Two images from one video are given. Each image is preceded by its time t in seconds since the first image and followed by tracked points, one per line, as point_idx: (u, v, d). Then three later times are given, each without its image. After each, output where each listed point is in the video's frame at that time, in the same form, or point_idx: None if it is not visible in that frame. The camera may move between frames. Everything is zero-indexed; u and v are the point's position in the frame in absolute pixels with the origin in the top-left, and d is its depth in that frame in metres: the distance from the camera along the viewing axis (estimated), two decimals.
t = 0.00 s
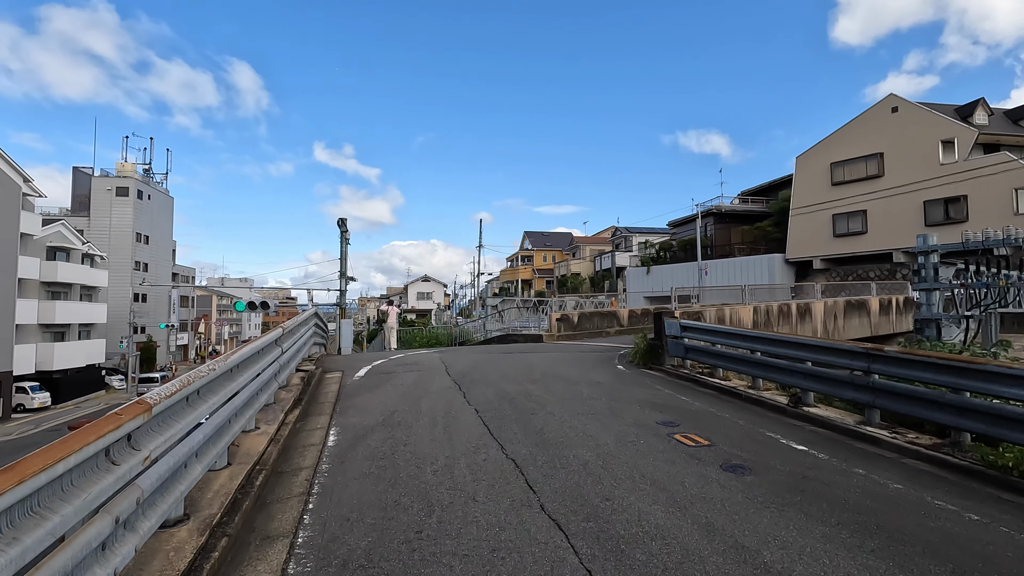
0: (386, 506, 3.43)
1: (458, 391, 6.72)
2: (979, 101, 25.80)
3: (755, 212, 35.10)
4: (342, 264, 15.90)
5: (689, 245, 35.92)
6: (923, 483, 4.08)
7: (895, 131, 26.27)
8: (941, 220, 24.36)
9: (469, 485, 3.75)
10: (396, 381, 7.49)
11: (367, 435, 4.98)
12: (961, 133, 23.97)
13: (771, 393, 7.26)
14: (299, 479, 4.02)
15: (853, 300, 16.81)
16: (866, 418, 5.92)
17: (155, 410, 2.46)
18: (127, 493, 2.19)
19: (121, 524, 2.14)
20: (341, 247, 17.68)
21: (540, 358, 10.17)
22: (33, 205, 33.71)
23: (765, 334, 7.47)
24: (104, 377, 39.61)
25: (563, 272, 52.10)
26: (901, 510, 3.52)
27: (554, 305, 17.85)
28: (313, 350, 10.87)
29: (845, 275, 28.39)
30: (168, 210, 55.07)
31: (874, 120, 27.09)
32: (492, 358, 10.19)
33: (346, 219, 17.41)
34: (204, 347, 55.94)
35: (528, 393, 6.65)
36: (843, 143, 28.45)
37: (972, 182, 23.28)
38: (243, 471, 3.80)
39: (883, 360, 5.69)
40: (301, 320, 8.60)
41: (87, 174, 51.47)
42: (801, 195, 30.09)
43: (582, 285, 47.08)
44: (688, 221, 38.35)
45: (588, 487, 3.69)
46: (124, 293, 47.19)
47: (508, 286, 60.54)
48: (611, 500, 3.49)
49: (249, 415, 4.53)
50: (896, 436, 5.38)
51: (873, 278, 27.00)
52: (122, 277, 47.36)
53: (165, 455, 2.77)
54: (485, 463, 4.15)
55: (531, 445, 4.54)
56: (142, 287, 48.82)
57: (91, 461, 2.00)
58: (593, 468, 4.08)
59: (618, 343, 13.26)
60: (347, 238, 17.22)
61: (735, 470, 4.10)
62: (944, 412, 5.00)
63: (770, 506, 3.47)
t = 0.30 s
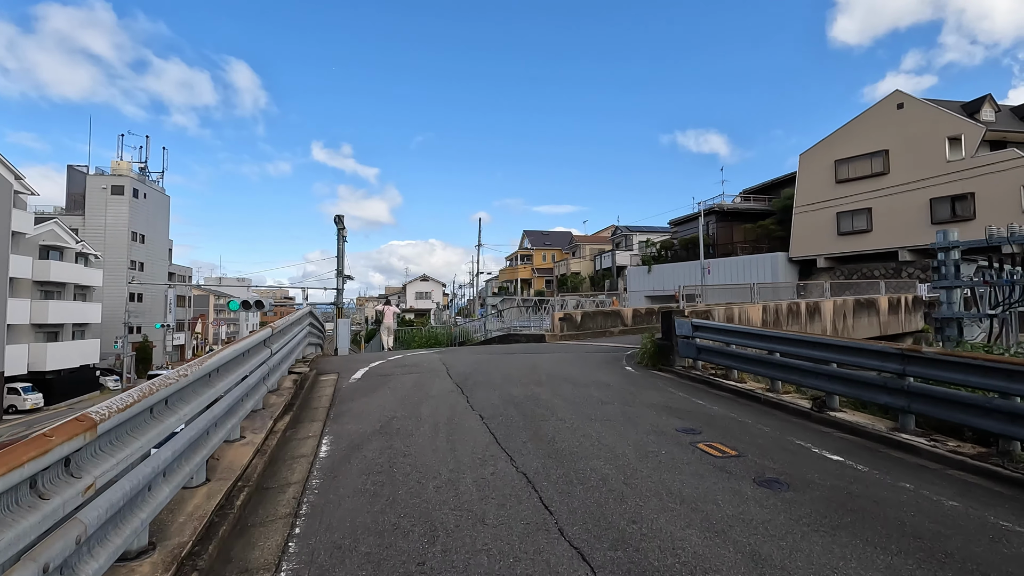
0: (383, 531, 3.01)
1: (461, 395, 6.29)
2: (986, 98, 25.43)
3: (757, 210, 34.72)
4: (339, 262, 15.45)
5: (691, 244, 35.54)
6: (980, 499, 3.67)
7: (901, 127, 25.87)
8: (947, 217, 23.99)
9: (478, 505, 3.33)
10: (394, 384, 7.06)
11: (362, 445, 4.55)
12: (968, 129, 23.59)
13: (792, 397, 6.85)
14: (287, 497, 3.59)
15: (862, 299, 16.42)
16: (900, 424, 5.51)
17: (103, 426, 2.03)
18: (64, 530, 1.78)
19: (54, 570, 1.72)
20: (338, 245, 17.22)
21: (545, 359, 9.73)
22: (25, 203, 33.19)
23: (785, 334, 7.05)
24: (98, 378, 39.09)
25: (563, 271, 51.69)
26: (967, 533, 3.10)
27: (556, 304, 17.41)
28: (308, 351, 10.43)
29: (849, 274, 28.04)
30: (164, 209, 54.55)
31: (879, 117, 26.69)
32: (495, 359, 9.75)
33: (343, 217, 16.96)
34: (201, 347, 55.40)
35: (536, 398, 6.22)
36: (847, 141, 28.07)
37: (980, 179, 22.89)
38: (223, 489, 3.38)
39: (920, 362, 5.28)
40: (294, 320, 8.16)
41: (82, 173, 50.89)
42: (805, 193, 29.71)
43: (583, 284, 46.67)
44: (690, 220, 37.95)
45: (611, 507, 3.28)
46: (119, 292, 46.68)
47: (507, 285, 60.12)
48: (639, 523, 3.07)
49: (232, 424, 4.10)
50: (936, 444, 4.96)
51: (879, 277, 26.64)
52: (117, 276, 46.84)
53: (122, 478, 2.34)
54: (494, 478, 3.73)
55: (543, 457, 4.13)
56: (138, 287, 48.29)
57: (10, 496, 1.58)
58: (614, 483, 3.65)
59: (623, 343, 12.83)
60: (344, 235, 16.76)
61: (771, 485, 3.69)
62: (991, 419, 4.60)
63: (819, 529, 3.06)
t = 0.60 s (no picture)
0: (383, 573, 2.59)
1: (466, 405, 5.88)
2: (995, 96, 25.08)
3: (761, 210, 34.35)
4: (338, 262, 15.04)
5: (694, 244, 35.15)
6: None
7: (907, 126, 25.47)
8: (956, 217, 23.61)
9: (493, 538, 2.92)
10: (396, 391, 6.66)
11: (361, 463, 4.14)
12: (976, 127, 23.20)
13: (818, 405, 6.44)
14: (275, 526, 3.18)
15: (874, 300, 16.05)
16: (941, 437, 5.11)
17: (30, 468, 1.61)
18: None
19: None
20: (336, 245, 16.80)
21: (552, 364, 9.31)
22: (20, 203, 32.77)
23: (809, 338, 6.64)
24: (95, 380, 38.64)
25: (564, 272, 51.32)
26: None
27: (560, 306, 17.01)
28: (305, 355, 10.03)
29: (855, 275, 27.69)
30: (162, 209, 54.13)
31: (885, 115, 26.29)
32: (500, 364, 9.33)
33: (342, 216, 16.55)
34: (199, 348, 54.98)
35: (548, 408, 5.81)
36: (853, 140, 27.67)
37: (990, 177, 22.50)
38: (202, 520, 2.96)
39: (964, 370, 4.87)
40: (290, 323, 7.76)
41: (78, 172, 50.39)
42: (810, 193, 29.32)
43: (584, 285, 46.31)
44: (693, 220, 37.56)
45: (646, 542, 2.87)
46: (116, 293, 46.23)
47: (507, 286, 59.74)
48: (679, 561, 2.67)
49: (216, 441, 3.70)
50: (987, 460, 4.55)
51: (885, 278, 26.34)
52: (114, 277, 46.41)
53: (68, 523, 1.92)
54: (508, 505, 3.33)
55: (562, 479, 3.73)
56: (135, 287, 47.86)
57: None
58: (645, 511, 3.24)
59: (631, 347, 12.44)
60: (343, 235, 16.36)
61: (821, 514, 3.28)
62: None
63: (890, 570, 2.65)
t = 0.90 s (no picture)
0: None
1: (476, 419, 5.40)
2: (1007, 94, 24.64)
3: (767, 211, 33.91)
4: (337, 264, 14.58)
5: (699, 245, 34.66)
6: None
7: (917, 125, 25.00)
8: (967, 218, 23.14)
9: None
10: (399, 403, 6.20)
11: (362, 492, 3.67)
12: (988, 126, 22.74)
13: (854, 418, 5.99)
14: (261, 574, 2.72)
15: (889, 303, 15.59)
16: (1000, 457, 4.64)
17: None
18: None
19: None
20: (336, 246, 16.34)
21: (563, 372, 8.82)
22: (15, 204, 32.35)
23: (843, 346, 6.19)
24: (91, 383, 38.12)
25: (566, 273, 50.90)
26: None
27: (566, 309, 16.52)
28: (303, 361, 9.54)
29: (864, 276, 27.27)
30: (160, 210, 53.71)
31: (894, 114, 25.83)
32: (508, 371, 8.84)
33: (342, 216, 16.09)
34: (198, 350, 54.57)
35: (565, 423, 5.34)
36: (860, 139, 27.22)
37: (1002, 177, 22.04)
38: (174, 570, 2.51)
39: None
40: (287, 328, 7.30)
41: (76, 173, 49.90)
42: (817, 194, 28.88)
43: (586, 286, 45.89)
44: (697, 221, 37.10)
45: None
46: (113, 295, 45.78)
47: (508, 288, 59.29)
48: None
49: (197, 469, 3.24)
50: None
51: (895, 279, 25.92)
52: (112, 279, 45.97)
53: None
54: (533, 547, 2.86)
55: (591, 511, 3.27)
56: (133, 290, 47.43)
57: None
58: (692, 555, 2.78)
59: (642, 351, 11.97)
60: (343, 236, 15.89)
61: (896, 557, 2.83)
62: None
63: None
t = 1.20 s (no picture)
0: None
1: (481, 429, 5.00)
2: (1014, 93, 24.33)
3: (769, 211, 33.59)
4: (335, 264, 14.19)
5: (701, 246, 34.31)
6: None
7: (923, 124, 24.66)
8: (974, 218, 22.79)
9: None
10: (399, 409, 5.81)
11: (357, 514, 3.27)
12: (996, 125, 22.37)
13: (884, 427, 5.61)
14: None
15: (900, 304, 15.24)
16: None
17: None
18: None
19: None
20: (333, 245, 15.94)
21: (569, 376, 8.43)
22: (9, 203, 31.95)
23: (871, 349, 5.81)
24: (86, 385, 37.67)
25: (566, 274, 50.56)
26: None
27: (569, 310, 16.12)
28: (299, 365, 9.15)
29: (869, 277, 26.95)
30: (158, 211, 53.29)
31: (899, 113, 25.50)
32: (513, 375, 8.44)
33: (339, 215, 15.70)
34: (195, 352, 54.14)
35: (578, 433, 4.96)
36: (865, 138, 26.88)
37: (1011, 177, 21.69)
38: None
39: None
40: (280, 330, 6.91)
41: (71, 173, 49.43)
42: (821, 194, 28.54)
43: (587, 287, 45.54)
44: (699, 221, 36.80)
45: None
46: (109, 296, 45.34)
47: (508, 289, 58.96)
48: None
49: (169, 492, 2.84)
50: None
51: (901, 280, 25.63)
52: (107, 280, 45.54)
53: None
54: None
55: (615, 539, 2.89)
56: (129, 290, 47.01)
57: None
58: None
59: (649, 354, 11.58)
60: (341, 235, 15.51)
61: None
62: None
63: None
